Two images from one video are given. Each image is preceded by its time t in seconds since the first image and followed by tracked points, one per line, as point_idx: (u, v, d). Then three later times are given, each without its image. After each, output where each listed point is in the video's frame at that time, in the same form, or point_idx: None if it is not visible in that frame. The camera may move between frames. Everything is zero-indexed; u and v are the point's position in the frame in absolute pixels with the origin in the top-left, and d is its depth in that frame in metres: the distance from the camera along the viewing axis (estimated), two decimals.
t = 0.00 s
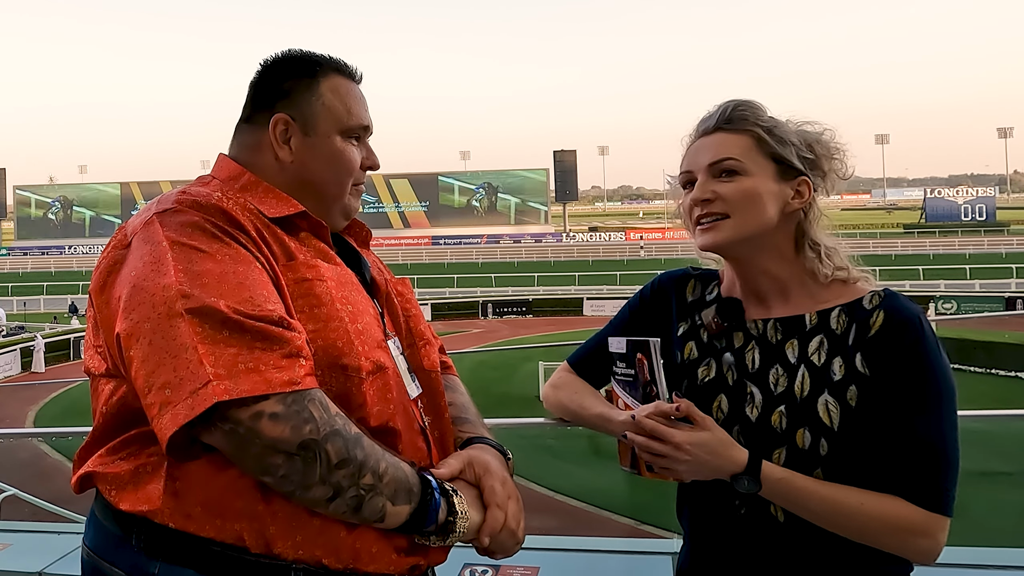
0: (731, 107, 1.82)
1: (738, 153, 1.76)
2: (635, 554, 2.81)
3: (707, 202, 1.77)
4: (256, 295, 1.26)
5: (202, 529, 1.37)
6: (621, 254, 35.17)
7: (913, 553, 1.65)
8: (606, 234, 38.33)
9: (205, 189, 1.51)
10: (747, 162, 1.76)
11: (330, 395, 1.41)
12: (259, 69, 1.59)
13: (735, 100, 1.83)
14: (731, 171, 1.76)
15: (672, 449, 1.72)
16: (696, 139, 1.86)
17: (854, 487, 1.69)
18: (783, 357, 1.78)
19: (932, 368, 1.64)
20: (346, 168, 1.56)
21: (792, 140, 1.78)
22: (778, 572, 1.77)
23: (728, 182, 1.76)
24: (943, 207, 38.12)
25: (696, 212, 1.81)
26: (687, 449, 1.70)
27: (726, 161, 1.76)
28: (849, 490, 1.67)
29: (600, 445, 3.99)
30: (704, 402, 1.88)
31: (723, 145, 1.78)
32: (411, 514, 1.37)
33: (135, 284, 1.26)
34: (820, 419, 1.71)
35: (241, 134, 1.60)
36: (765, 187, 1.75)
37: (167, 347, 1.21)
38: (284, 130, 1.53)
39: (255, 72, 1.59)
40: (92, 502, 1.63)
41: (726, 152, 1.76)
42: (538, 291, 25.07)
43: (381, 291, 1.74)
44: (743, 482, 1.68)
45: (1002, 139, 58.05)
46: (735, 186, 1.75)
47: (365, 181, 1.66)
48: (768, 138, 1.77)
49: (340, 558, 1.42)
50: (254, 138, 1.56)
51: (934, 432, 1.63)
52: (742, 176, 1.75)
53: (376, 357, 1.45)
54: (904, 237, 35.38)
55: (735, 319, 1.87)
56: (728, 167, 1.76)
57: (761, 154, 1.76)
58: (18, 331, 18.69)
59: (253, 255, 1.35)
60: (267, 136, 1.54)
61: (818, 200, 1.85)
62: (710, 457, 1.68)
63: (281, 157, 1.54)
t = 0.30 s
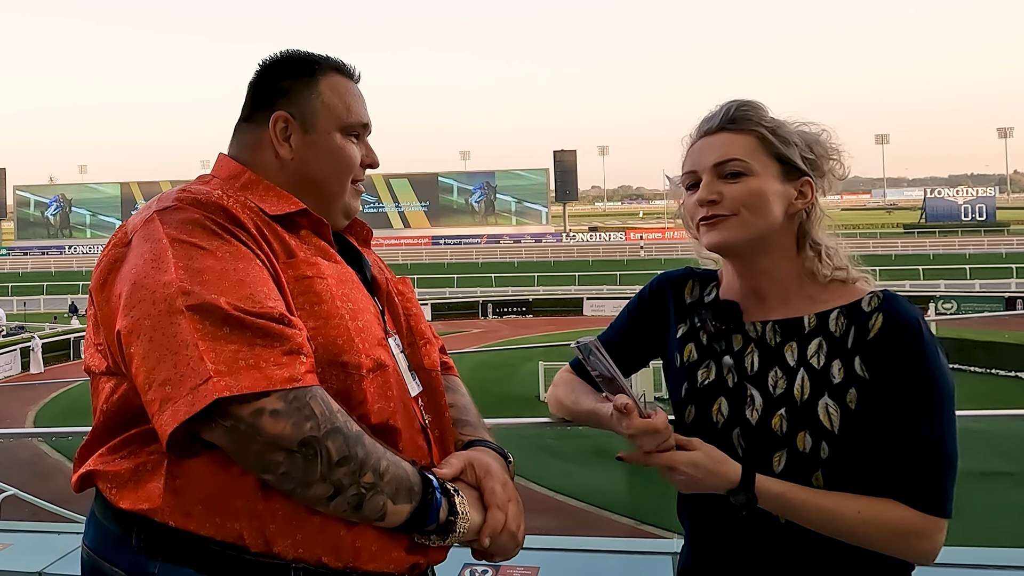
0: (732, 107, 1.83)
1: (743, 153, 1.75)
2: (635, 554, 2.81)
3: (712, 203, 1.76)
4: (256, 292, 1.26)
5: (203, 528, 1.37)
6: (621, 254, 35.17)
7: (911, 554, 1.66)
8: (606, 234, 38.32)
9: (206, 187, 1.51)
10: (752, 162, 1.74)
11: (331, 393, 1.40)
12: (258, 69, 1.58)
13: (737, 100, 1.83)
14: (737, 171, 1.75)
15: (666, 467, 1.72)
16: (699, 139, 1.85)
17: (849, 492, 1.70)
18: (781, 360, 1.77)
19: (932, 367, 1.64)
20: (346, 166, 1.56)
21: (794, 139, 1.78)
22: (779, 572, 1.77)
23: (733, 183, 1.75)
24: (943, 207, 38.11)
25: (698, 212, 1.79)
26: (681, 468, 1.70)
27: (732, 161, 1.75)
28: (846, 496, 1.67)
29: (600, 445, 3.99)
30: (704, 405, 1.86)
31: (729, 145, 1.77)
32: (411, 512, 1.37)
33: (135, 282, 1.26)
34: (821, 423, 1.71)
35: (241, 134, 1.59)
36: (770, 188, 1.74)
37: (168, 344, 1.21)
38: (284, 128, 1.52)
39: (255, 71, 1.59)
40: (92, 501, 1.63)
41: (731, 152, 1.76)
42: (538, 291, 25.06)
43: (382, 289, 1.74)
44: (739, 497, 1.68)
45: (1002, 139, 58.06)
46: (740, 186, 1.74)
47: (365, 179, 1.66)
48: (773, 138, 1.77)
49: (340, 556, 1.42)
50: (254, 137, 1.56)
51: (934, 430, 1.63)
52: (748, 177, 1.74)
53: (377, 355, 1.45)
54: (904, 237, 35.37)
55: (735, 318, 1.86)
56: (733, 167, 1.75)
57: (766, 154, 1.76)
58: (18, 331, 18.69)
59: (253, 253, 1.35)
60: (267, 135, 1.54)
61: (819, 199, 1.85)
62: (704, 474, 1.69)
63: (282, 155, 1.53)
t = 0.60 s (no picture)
0: (729, 108, 1.82)
1: (738, 155, 1.75)
2: (635, 555, 2.81)
3: (707, 204, 1.77)
4: (256, 294, 1.26)
5: (204, 530, 1.37)
6: (621, 254, 35.19)
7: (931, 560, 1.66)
8: (605, 234, 38.32)
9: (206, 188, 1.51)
10: (748, 162, 1.74)
11: (332, 395, 1.40)
12: (259, 69, 1.58)
13: (732, 100, 1.83)
14: (730, 172, 1.75)
15: (700, 486, 1.67)
16: (696, 140, 1.85)
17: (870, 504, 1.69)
18: (780, 360, 1.77)
19: (935, 369, 1.64)
20: (348, 164, 1.56)
21: (790, 138, 1.78)
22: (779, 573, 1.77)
23: (728, 184, 1.75)
24: (943, 207, 38.11)
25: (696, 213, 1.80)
26: (717, 487, 1.65)
27: (726, 163, 1.75)
28: (868, 509, 1.66)
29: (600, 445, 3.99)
30: (702, 405, 1.87)
31: (724, 146, 1.76)
32: (411, 516, 1.37)
33: (135, 283, 1.26)
34: (819, 424, 1.71)
35: (241, 135, 1.60)
36: (766, 188, 1.74)
37: (167, 346, 1.21)
38: (284, 127, 1.52)
39: (256, 72, 1.59)
40: (92, 502, 1.63)
41: (726, 153, 1.75)
42: (538, 291, 25.07)
43: (382, 290, 1.74)
44: (768, 516, 1.65)
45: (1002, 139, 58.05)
46: (735, 187, 1.74)
47: (366, 179, 1.66)
48: (768, 136, 1.77)
49: (340, 558, 1.42)
50: (254, 136, 1.56)
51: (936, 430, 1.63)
52: (742, 178, 1.74)
53: (377, 357, 1.46)
54: (904, 237, 35.37)
55: (734, 319, 1.87)
56: (728, 169, 1.75)
57: (761, 154, 1.75)
58: (18, 331, 18.69)
59: (253, 254, 1.35)
60: (268, 134, 1.54)
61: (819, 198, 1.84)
62: (738, 498, 1.65)
63: (283, 155, 1.54)
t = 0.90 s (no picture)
0: (717, 110, 1.79)
1: (727, 161, 1.73)
2: (634, 555, 2.81)
3: (703, 215, 1.77)
4: (256, 296, 1.26)
5: (204, 530, 1.37)
6: (621, 254, 35.18)
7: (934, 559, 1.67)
8: (605, 234, 38.31)
9: (207, 188, 1.51)
10: (738, 171, 1.72)
11: (332, 396, 1.40)
12: (262, 68, 1.58)
13: (719, 102, 1.80)
14: (722, 182, 1.74)
15: (746, 478, 1.59)
16: (686, 145, 1.83)
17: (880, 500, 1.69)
18: (781, 358, 1.78)
19: (937, 370, 1.64)
20: (348, 165, 1.56)
21: (781, 137, 1.75)
22: (778, 572, 1.77)
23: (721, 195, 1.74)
24: (943, 207, 38.10)
25: (693, 224, 1.80)
26: (763, 478, 1.59)
27: (716, 172, 1.74)
28: (880, 505, 1.66)
29: (600, 445, 3.98)
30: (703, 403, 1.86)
31: (713, 153, 1.74)
32: (411, 519, 1.37)
33: (135, 285, 1.26)
34: (819, 421, 1.71)
35: (241, 135, 1.60)
36: (760, 195, 1.73)
37: (167, 347, 1.21)
38: (286, 127, 1.52)
39: (258, 72, 1.59)
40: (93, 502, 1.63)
41: (716, 161, 1.74)
42: (538, 291, 25.06)
43: (382, 291, 1.74)
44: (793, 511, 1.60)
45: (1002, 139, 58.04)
46: (728, 199, 1.73)
47: (366, 179, 1.66)
48: (758, 137, 1.74)
49: (341, 559, 1.42)
50: (255, 136, 1.56)
51: (937, 432, 1.63)
52: (735, 186, 1.73)
53: (377, 358, 1.46)
54: (904, 237, 35.37)
55: (735, 317, 1.87)
56: (720, 179, 1.74)
57: (751, 159, 1.73)
58: (18, 331, 18.70)
59: (253, 256, 1.35)
60: (269, 135, 1.54)
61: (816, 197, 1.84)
62: (779, 493, 1.60)
63: (284, 155, 1.53)
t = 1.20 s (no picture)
0: (710, 115, 1.77)
1: (727, 170, 1.72)
2: (635, 554, 2.81)
3: (704, 225, 1.76)
4: (256, 298, 1.26)
5: (205, 531, 1.37)
6: (621, 254, 35.18)
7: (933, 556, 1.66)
8: (605, 234, 38.32)
9: (207, 189, 1.51)
10: (738, 178, 1.72)
11: (331, 399, 1.40)
12: (264, 68, 1.58)
13: (708, 108, 1.79)
14: (724, 191, 1.73)
15: (758, 454, 1.56)
16: (678, 153, 1.81)
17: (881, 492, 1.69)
18: (778, 358, 1.78)
19: (937, 371, 1.64)
20: (348, 168, 1.56)
21: (777, 140, 1.74)
22: (779, 571, 1.77)
23: (723, 204, 1.74)
24: (943, 207, 38.11)
25: (693, 235, 1.79)
26: (775, 455, 1.57)
27: (717, 181, 1.73)
28: (883, 495, 1.66)
29: (599, 445, 3.98)
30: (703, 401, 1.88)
31: (713, 161, 1.73)
32: (411, 521, 1.37)
33: (135, 287, 1.26)
34: (816, 420, 1.72)
35: (242, 136, 1.60)
36: (759, 204, 1.73)
37: (168, 350, 1.21)
38: (287, 128, 1.52)
39: (260, 71, 1.58)
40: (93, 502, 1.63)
41: (715, 170, 1.72)
42: (538, 291, 25.06)
43: (382, 293, 1.74)
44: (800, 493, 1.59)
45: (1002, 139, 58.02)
46: (729, 207, 1.73)
47: (367, 180, 1.66)
48: (753, 141, 1.73)
49: (342, 560, 1.42)
50: (256, 137, 1.56)
51: (939, 433, 1.63)
52: (737, 195, 1.73)
53: (378, 360, 1.46)
54: (904, 237, 35.37)
55: (732, 317, 1.87)
56: (720, 188, 1.73)
57: (750, 165, 1.72)
58: (18, 331, 18.71)
59: (254, 258, 1.35)
60: (270, 136, 1.54)
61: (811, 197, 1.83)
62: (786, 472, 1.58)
63: (286, 157, 1.54)
